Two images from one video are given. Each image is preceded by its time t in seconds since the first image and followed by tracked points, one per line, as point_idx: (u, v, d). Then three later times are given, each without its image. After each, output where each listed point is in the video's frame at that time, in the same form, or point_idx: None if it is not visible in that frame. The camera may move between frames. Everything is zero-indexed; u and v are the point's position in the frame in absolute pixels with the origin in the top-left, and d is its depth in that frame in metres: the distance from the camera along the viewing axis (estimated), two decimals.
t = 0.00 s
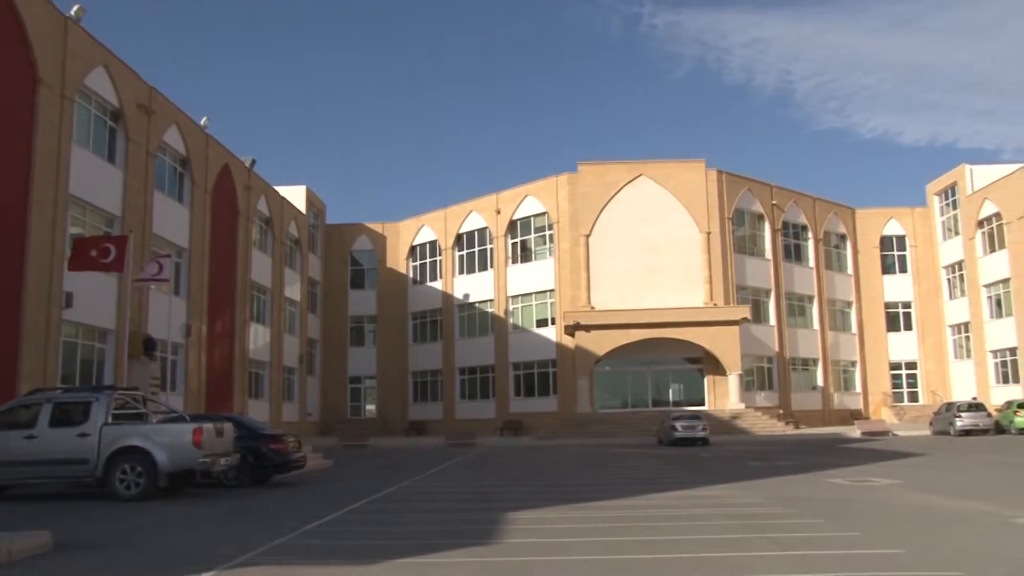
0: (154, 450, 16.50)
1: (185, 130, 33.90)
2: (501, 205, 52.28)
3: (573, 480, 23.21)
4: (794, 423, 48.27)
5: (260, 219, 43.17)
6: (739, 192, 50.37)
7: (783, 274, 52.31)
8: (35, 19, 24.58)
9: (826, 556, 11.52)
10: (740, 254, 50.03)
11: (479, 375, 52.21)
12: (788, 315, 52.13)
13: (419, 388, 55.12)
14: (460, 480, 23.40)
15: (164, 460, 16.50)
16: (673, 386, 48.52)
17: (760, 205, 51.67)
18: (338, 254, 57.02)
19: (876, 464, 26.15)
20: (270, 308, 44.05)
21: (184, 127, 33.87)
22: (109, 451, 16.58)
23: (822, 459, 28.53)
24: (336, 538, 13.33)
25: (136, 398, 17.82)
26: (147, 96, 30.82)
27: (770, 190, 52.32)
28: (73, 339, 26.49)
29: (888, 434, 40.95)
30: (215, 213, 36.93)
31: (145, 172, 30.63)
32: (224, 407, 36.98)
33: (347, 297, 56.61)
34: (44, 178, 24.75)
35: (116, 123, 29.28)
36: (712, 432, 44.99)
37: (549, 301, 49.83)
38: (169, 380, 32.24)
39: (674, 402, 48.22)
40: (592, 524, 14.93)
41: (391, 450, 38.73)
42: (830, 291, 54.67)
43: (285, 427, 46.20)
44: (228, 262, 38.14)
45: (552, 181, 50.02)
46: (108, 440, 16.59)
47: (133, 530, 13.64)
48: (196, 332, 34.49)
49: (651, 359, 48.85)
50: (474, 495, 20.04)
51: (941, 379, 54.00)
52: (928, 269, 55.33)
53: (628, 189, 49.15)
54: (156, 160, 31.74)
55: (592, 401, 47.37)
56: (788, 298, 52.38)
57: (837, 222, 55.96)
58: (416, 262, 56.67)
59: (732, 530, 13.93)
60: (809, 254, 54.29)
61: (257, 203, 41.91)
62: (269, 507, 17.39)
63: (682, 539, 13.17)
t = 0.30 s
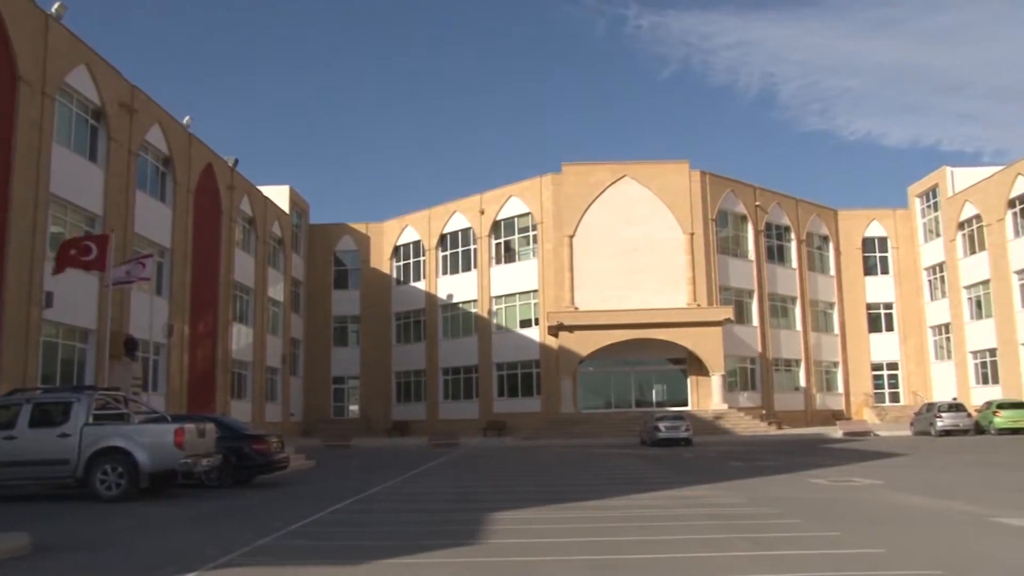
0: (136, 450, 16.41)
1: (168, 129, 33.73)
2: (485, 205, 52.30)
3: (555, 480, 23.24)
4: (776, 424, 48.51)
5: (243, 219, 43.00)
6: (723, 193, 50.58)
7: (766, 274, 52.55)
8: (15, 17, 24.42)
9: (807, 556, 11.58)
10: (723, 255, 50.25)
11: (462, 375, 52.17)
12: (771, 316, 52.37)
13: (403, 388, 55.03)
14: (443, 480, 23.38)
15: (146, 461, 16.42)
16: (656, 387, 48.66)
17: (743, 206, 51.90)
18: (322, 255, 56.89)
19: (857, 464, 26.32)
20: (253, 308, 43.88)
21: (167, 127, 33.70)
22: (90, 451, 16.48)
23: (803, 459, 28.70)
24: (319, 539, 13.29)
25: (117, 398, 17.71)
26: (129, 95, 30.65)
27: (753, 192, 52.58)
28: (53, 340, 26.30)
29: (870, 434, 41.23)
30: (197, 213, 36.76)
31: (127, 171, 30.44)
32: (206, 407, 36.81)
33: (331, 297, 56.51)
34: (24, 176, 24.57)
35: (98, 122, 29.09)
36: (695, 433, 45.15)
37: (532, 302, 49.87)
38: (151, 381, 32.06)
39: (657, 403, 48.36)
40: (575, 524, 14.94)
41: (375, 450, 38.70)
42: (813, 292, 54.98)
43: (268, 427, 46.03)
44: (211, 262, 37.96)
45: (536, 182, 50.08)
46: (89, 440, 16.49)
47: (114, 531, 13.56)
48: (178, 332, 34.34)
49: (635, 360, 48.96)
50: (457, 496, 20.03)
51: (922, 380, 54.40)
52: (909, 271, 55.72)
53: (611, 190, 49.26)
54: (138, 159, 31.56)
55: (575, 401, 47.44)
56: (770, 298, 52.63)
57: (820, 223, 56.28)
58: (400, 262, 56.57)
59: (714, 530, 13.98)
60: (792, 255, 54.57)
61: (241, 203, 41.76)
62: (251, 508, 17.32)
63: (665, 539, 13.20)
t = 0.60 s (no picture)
0: (119, 451, 16.33)
1: (153, 128, 33.56)
2: (471, 205, 52.30)
3: (541, 481, 23.23)
4: (762, 424, 48.71)
5: (228, 218, 42.81)
6: (709, 194, 50.76)
7: (752, 275, 52.75)
8: None
9: (792, 556, 11.64)
10: (709, 256, 50.41)
11: (448, 375, 52.11)
12: (757, 316, 52.56)
13: (389, 388, 54.93)
14: (428, 480, 23.36)
15: (130, 461, 16.33)
16: (642, 388, 48.75)
17: (729, 207, 52.09)
18: (307, 254, 56.74)
19: (841, 464, 26.46)
20: (238, 308, 43.71)
21: (151, 125, 33.53)
22: (73, 452, 16.37)
23: (787, 459, 28.83)
24: (303, 539, 13.24)
25: (101, 399, 17.59)
26: (114, 93, 30.49)
27: (739, 192, 52.78)
28: (36, 339, 26.12)
29: (855, 434, 41.47)
30: (182, 212, 36.58)
31: (111, 170, 30.26)
32: (191, 407, 36.65)
33: (317, 297, 56.40)
34: (6, 175, 24.41)
35: (82, 120, 28.91)
36: (681, 433, 45.30)
37: (518, 302, 49.89)
38: (135, 380, 31.92)
39: (643, 403, 48.46)
40: (560, 525, 14.94)
41: (360, 450, 38.65)
42: (798, 293, 55.20)
43: (253, 427, 45.85)
44: (196, 262, 37.79)
45: (522, 182, 50.11)
46: (73, 441, 16.38)
47: (98, 532, 13.49)
48: (163, 332, 34.19)
49: (621, 360, 49.02)
50: (443, 496, 20.00)
51: (906, 380, 54.73)
52: (893, 271, 56.07)
53: (597, 190, 49.32)
54: (122, 158, 31.41)
55: (561, 401, 47.48)
56: (756, 299, 52.83)
57: (805, 224, 56.53)
58: (386, 262, 56.46)
59: (700, 530, 14.02)
60: (777, 256, 54.77)
61: (226, 202, 41.60)
62: (236, 509, 17.25)
63: (651, 539, 13.24)
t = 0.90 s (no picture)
0: (106, 451, 16.24)
1: (139, 126, 33.41)
2: (459, 206, 52.29)
3: (529, 481, 23.24)
4: (749, 424, 48.90)
5: (215, 218, 42.64)
6: (697, 195, 50.90)
7: (739, 276, 52.93)
8: None
9: (779, 556, 11.68)
10: (696, 257, 50.55)
11: (436, 375, 52.06)
12: (744, 317, 52.74)
13: (377, 388, 54.85)
14: (416, 481, 23.33)
15: (116, 462, 16.25)
16: (630, 388, 48.84)
17: (717, 208, 52.25)
18: (295, 254, 56.60)
19: (828, 464, 26.57)
20: (225, 307, 43.56)
21: (138, 124, 33.38)
22: (58, 452, 16.26)
23: (774, 459, 28.94)
24: (290, 540, 13.21)
25: (86, 399, 17.49)
26: (100, 92, 30.35)
27: (727, 194, 52.95)
28: (20, 339, 25.94)
29: (842, 434, 41.68)
30: (169, 211, 36.43)
31: (97, 169, 30.10)
32: (178, 408, 36.49)
33: (304, 297, 56.28)
34: None
35: (68, 119, 28.76)
36: (669, 433, 45.42)
37: (506, 302, 49.90)
38: (122, 381, 31.77)
39: (631, 403, 48.55)
40: (547, 525, 14.95)
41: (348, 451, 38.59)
42: (785, 294, 55.40)
43: (241, 427, 45.70)
44: (183, 261, 37.63)
45: (510, 182, 50.14)
46: (58, 441, 16.28)
47: (84, 533, 13.42)
48: (149, 332, 34.05)
49: (609, 361, 49.09)
50: (430, 496, 19.98)
51: (892, 380, 55.03)
52: (879, 273, 56.37)
53: (585, 191, 49.39)
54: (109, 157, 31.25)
55: (549, 402, 47.51)
56: (744, 300, 53.00)
57: (792, 225, 56.75)
58: (374, 262, 56.39)
59: (687, 530, 14.06)
60: (765, 256, 54.95)
61: (213, 201, 41.45)
62: (222, 509, 17.19)
63: (638, 539, 13.27)
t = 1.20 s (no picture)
0: (90, 451, 16.14)
1: (125, 125, 33.23)
2: (446, 206, 52.27)
3: (516, 481, 23.23)
4: (735, 424, 49.11)
5: (201, 217, 42.45)
6: (684, 195, 51.03)
7: (726, 276, 53.10)
8: None
9: (766, 555, 11.73)
10: (684, 257, 50.68)
11: (423, 375, 52.00)
12: (731, 317, 52.93)
13: (363, 388, 54.75)
14: (402, 481, 23.29)
15: (101, 462, 16.15)
16: (617, 388, 48.92)
17: (704, 209, 52.41)
18: (282, 254, 56.42)
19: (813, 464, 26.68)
20: (211, 307, 43.38)
21: (124, 122, 33.20)
22: (42, 453, 16.15)
23: (759, 459, 29.06)
24: (276, 540, 13.17)
25: (71, 399, 17.33)
26: (85, 90, 30.18)
27: (714, 194, 53.13)
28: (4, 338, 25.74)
29: (827, 434, 41.89)
30: (155, 210, 36.25)
31: (82, 168, 29.92)
32: (163, 408, 36.34)
33: (291, 297, 56.12)
34: None
35: (52, 117, 28.59)
36: (656, 433, 45.53)
37: (494, 302, 49.90)
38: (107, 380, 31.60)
39: (618, 403, 48.63)
40: (533, 525, 14.96)
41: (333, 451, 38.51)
42: (771, 294, 55.62)
43: (226, 427, 45.53)
44: (169, 261, 37.46)
45: (497, 183, 50.14)
46: (41, 441, 16.17)
47: (68, 534, 13.34)
48: (135, 331, 33.89)
49: (596, 361, 49.15)
50: (417, 497, 19.95)
51: (878, 381, 55.35)
52: (865, 273, 56.67)
53: (573, 191, 49.44)
54: (94, 156, 31.07)
55: (536, 402, 47.53)
56: (730, 300, 53.18)
57: (779, 226, 56.96)
58: (361, 262, 56.30)
59: (674, 530, 14.09)
60: (751, 257, 55.15)
61: (200, 201, 41.28)
62: (208, 510, 17.12)
63: (625, 539, 13.29)
